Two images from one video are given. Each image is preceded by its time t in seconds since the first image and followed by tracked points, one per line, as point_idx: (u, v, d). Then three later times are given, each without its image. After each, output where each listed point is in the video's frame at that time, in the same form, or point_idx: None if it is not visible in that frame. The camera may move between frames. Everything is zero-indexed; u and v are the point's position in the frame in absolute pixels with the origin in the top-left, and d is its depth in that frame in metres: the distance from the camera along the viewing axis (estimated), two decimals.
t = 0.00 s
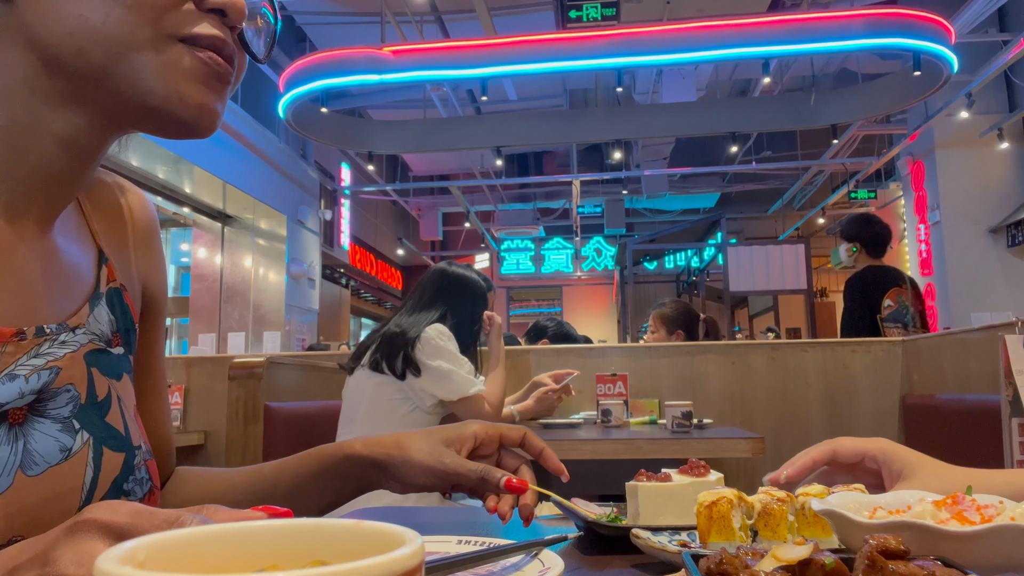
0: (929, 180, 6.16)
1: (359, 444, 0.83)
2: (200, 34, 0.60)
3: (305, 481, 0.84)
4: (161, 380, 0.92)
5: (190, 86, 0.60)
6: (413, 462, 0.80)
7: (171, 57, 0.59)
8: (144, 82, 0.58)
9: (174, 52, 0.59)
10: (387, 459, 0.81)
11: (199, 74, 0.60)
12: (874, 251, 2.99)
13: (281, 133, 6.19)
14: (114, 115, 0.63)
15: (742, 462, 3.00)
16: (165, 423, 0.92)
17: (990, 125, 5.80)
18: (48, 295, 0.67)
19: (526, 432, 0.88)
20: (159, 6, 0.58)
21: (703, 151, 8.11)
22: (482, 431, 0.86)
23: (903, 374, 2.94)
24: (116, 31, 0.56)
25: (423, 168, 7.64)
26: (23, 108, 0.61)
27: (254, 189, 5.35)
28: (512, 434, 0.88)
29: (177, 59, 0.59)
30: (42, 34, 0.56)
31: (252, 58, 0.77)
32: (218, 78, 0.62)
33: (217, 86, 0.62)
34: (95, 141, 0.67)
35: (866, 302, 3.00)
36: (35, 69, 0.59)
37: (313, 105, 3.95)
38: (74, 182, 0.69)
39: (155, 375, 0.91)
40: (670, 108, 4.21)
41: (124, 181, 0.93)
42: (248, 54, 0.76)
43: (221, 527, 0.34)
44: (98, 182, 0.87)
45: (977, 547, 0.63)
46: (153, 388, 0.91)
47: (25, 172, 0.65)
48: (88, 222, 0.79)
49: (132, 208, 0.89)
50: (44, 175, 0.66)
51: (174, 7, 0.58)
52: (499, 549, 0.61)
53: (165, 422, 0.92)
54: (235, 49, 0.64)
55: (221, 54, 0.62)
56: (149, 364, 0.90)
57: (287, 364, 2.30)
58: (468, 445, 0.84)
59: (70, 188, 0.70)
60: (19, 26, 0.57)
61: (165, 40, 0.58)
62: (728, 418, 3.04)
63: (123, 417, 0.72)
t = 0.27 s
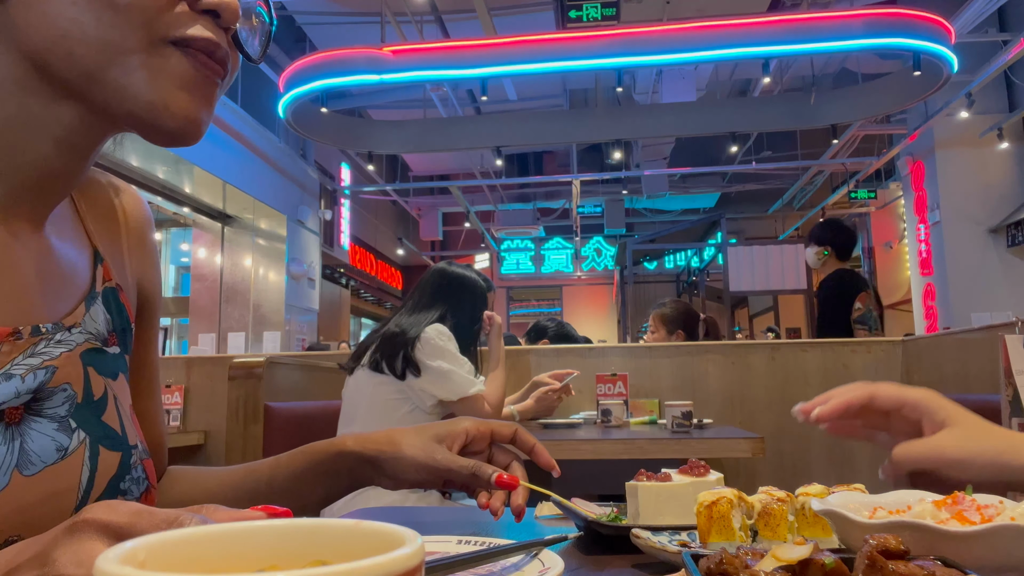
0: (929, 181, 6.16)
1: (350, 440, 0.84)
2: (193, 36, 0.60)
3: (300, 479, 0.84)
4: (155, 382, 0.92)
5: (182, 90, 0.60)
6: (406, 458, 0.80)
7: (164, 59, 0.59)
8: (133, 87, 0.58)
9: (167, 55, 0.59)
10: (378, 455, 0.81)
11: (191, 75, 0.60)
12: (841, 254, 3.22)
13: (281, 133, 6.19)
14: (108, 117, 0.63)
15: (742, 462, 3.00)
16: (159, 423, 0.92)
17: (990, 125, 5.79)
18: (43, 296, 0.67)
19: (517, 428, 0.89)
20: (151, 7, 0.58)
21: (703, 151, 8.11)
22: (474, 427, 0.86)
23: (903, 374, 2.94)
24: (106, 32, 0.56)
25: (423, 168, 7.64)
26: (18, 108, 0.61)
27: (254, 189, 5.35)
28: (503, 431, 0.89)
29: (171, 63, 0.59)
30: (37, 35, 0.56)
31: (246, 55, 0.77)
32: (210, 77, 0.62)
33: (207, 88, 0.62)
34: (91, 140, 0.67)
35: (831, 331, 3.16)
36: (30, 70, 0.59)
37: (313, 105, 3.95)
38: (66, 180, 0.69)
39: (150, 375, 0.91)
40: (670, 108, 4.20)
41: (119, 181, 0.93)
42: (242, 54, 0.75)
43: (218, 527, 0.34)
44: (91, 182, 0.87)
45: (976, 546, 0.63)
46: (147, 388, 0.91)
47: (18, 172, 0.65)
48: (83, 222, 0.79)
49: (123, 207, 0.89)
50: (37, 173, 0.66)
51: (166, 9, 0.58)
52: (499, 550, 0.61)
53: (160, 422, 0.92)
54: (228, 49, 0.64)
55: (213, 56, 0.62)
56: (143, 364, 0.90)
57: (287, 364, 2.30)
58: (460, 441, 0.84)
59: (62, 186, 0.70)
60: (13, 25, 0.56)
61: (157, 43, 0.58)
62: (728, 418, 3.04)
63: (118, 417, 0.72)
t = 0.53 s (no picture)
0: (929, 181, 6.16)
1: (344, 435, 0.84)
2: (186, 32, 0.59)
3: (296, 473, 0.84)
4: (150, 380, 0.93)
5: (173, 87, 0.59)
6: (398, 453, 0.80)
7: (155, 56, 0.58)
8: (125, 83, 0.58)
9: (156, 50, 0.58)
10: (371, 450, 0.81)
11: (184, 75, 0.60)
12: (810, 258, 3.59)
13: (281, 133, 6.19)
14: (101, 116, 0.62)
15: (742, 462, 2.99)
16: (154, 421, 0.92)
17: (990, 125, 5.79)
18: (38, 295, 0.67)
19: (510, 423, 0.89)
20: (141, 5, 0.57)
21: (703, 151, 8.11)
22: (466, 422, 0.86)
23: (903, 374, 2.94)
24: (99, 29, 0.56)
25: (423, 168, 7.64)
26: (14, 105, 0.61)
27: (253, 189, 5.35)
28: (496, 426, 0.89)
29: (165, 59, 0.58)
30: (31, 32, 0.56)
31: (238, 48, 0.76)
32: (203, 77, 0.61)
33: (203, 87, 0.62)
34: (83, 138, 0.66)
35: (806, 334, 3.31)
36: (25, 68, 0.58)
37: (313, 105, 3.95)
38: (63, 178, 0.69)
39: (145, 374, 0.91)
40: (670, 108, 4.20)
41: (115, 180, 0.93)
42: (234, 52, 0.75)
43: (217, 528, 0.34)
44: (87, 182, 0.87)
45: (976, 546, 0.63)
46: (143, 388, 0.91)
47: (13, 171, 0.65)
48: (78, 221, 0.79)
49: (118, 206, 0.89)
50: (33, 172, 0.66)
51: (160, 6, 0.58)
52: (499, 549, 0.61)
53: (155, 421, 0.92)
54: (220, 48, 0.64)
55: (207, 54, 0.62)
56: (138, 364, 0.90)
57: (287, 364, 2.30)
58: (452, 436, 0.84)
59: (58, 185, 0.70)
60: (8, 24, 0.56)
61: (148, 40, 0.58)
62: (728, 418, 3.04)
63: (116, 415, 0.72)
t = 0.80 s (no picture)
0: (929, 180, 6.16)
1: (333, 430, 0.83)
2: (177, 32, 0.59)
3: (289, 468, 0.84)
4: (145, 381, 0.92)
5: (169, 87, 0.59)
6: (388, 447, 0.80)
7: (150, 56, 0.58)
8: (119, 83, 0.58)
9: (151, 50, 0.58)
10: (361, 445, 0.81)
11: (175, 74, 0.59)
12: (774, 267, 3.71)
13: (281, 133, 6.19)
14: (95, 118, 0.62)
15: (742, 462, 2.99)
16: (150, 418, 0.93)
17: (990, 124, 5.79)
18: (37, 292, 0.67)
19: (501, 418, 0.89)
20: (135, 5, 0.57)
21: (703, 151, 8.11)
22: (457, 418, 0.86)
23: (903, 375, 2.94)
24: (91, 28, 0.56)
25: (423, 168, 7.64)
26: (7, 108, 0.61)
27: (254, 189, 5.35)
28: (486, 421, 0.89)
29: (155, 60, 0.58)
30: (26, 33, 0.56)
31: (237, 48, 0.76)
32: (195, 75, 0.61)
33: (195, 85, 0.61)
34: (81, 138, 0.66)
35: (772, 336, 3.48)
36: (19, 69, 0.58)
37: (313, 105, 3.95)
38: (60, 176, 0.69)
39: (141, 375, 0.91)
40: (670, 107, 4.20)
41: (113, 180, 0.93)
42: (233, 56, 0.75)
43: (216, 527, 0.34)
44: (85, 181, 0.87)
45: (977, 546, 0.63)
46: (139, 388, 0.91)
47: (10, 170, 0.65)
48: (77, 219, 0.79)
49: (116, 206, 0.89)
50: (29, 173, 0.66)
51: (150, 7, 0.57)
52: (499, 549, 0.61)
53: (151, 421, 0.92)
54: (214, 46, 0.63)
55: (199, 52, 0.61)
56: (136, 365, 0.90)
57: (287, 364, 2.30)
58: (443, 431, 0.84)
59: (56, 183, 0.70)
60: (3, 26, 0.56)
61: (142, 38, 0.57)
62: (728, 418, 3.04)
63: (116, 413, 0.72)
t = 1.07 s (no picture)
0: (929, 180, 6.17)
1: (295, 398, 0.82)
2: (168, 40, 0.57)
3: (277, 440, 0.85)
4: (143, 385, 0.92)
5: (162, 99, 0.57)
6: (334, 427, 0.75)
7: (137, 64, 0.56)
8: (108, 93, 0.56)
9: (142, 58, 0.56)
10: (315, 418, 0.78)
11: (167, 83, 0.57)
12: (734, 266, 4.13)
13: (281, 133, 6.19)
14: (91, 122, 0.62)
15: (742, 462, 2.99)
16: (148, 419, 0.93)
17: (990, 124, 5.80)
18: (40, 291, 0.67)
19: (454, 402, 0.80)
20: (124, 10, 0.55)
21: (703, 151, 8.12)
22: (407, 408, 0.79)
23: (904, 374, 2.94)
24: (82, 38, 0.55)
25: (423, 168, 7.64)
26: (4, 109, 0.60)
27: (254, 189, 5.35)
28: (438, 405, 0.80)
29: (147, 68, 0.56)
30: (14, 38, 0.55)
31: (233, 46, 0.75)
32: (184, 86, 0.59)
33: (187, 95, 0.59)
34: (79, 141, 0.66)
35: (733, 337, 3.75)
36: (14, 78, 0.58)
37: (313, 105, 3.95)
38: (62, 177, 0.69)
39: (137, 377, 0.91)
40: (670, 108, 4.20)
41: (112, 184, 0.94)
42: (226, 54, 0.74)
43: (217, 526, 0.34)
44: (86, 184, 0.87)
45: (976, 546, 0.63)
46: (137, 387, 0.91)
47: (10, 169, 0.65)
48: (77, 220, 0.79)
49: (117, 209, 0.89)
50: (27, 173, 0.66)
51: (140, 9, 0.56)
52: (499, 549, 0.61)
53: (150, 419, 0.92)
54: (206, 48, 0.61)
55: (188, 57, 0.59)
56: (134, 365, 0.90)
57: (287, 364, 2.30)
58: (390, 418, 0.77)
59: (58, 184, 0.70)
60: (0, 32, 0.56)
61: (134, 47, 0.56)
62: (729, 418, 3.03)
63: (118, 411, 0.72)
